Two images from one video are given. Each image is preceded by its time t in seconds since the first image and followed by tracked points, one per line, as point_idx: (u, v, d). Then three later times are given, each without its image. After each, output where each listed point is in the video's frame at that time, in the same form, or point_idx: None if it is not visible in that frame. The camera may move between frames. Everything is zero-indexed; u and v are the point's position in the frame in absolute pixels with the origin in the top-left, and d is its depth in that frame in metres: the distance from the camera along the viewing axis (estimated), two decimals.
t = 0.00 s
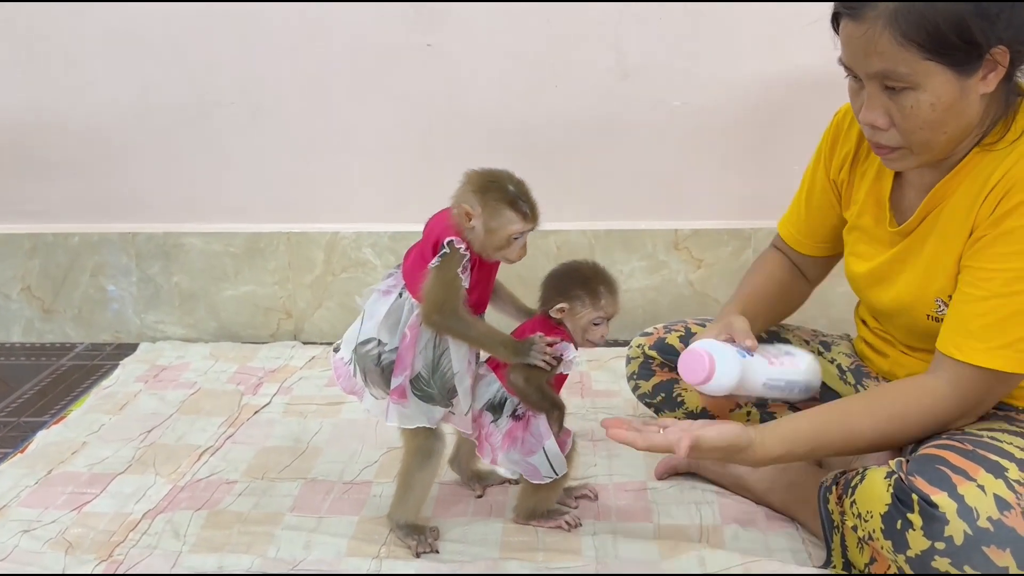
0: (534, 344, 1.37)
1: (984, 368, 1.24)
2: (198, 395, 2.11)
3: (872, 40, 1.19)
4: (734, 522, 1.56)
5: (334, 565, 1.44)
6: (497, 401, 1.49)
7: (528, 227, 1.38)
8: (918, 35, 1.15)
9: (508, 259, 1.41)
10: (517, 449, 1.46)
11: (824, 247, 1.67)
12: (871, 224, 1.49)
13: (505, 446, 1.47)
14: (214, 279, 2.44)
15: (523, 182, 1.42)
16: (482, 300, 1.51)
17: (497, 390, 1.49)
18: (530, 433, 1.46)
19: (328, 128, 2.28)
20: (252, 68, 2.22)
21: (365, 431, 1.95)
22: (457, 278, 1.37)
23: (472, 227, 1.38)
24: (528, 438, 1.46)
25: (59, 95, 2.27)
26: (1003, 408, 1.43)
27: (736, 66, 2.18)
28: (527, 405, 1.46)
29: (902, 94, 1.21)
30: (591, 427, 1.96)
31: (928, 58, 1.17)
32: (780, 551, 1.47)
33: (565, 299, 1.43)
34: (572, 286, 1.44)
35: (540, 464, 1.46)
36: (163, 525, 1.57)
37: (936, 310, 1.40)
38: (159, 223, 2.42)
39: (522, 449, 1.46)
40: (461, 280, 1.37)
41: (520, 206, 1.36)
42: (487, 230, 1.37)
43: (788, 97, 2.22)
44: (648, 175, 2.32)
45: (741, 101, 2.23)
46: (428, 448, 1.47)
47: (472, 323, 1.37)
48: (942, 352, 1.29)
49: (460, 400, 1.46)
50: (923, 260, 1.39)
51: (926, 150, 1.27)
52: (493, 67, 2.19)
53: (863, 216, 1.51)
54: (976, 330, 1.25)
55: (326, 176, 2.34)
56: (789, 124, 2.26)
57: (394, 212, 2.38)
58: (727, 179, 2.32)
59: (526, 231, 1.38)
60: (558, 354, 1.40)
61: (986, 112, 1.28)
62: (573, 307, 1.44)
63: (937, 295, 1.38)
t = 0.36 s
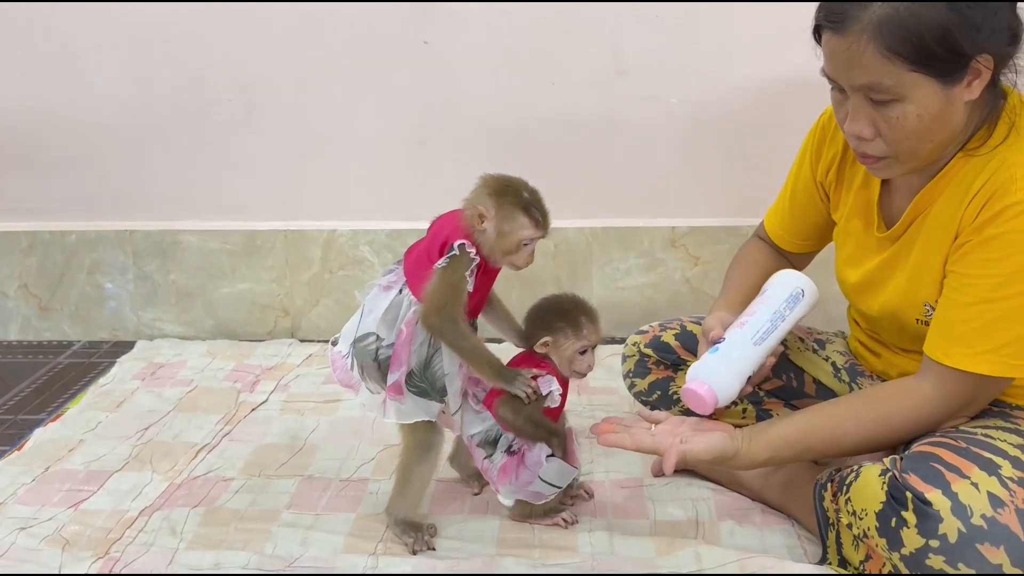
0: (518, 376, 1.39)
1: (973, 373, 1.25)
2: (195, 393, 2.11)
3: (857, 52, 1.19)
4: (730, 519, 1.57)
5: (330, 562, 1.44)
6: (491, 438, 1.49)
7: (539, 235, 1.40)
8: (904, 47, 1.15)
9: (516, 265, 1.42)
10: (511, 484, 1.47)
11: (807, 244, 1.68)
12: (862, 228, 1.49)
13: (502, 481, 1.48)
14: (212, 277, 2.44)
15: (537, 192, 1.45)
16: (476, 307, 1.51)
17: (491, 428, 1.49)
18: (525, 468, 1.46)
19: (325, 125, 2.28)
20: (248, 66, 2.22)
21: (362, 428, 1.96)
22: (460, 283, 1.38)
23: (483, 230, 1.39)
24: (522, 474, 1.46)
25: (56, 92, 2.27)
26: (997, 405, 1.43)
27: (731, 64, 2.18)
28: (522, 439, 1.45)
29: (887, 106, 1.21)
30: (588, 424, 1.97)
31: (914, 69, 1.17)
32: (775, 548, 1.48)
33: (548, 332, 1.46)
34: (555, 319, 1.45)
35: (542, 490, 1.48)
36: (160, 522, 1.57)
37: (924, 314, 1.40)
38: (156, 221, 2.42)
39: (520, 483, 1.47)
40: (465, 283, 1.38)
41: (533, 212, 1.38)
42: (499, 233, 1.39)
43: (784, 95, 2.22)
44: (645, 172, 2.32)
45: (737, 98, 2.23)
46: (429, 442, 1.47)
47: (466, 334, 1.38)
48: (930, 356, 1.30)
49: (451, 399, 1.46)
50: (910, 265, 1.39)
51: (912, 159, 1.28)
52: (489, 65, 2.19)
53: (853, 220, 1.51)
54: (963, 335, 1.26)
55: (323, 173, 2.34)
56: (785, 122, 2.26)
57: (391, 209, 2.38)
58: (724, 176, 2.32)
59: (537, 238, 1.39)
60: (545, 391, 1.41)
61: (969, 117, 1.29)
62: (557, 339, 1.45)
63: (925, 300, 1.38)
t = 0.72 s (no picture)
0: (501, 377, 1.39)
1: (972, 372, 1.26)
2: (194, 390, 2.12)
3: (839, 53, 1.19)
4: (729, 516, 1.57)
5: (330, 559, 1.45)
6: (482, 444, 1.51)
7: (527, 225, 1.41)
8: (884, 48, 1.15)
9: (507, 257, 1.43)
10: (501, 484, 1.50)
11: (806, 249, 1.67)
12: (857, 230, 1.50)
13: (493, 484, 1.51)
14: (210, 275, 2.44)
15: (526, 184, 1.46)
16: (464, 305, 1.51)
17: (482, 433, 1.51)
18: (513, 467, 1.48)
19: (323, 123, 2.28)
20: (247, 64, 2.22)
21: (361, 425, 1.96)
22: (449, 277, 1.38)
23: (472, 221, 1.41)
24: (511, 474, 1.48)
25: (55, 90, 2.27)
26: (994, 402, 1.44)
27: (729, 61, 2.19)
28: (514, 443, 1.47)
29: (871, 107, 1.22)
30: (587, 421, 1.97)
31: (896, 71, 1.17)
32: (774, 544, 1.48)
33: (531, 332, 1.45)
34: (537, 319, 1.45)
35: (534, 480, 1.49)
36: (160, 519, 1.58)
37: (921, 314, 1.40)
38: (155, 218, 2.42)
39: (510, 483, 1.49)
40: (455, 278, 1.39)
41: (521, 202, 1.39)
42: (488, 224, 1.40)
43: (782, 92, 2.22)
44: (643, 169, 2.32)
45: (735, 96, 2.23)
46: (425, 439, 1.47)
47: (450, 333, 1.38)
48: (929, 357, 1.30)
49: (445, 398, 1.47)
50: (906, 266, 1.39)
51: (897, 161, 1.28)
52: (487, 62, 2.20)
53: (847, 223, 1.51)
54: (962, 335, 1.26)
55: (321, 171, 2.34)
56: (783, 119, 2.26)
57: (391, 207, 2.38)
58: (723, 174, 2.33)
59: (524, 229, 1.40)
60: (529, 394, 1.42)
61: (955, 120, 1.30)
62: (541, 339, 1.45)
63: (921, 300, 1.39)
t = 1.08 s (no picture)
0: (495, 376, 1.40)
1: (974, 368, 1.26)
2: (194, 389, 2.12)
3: (830, 45, 1.19)
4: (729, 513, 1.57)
5: (330, 557, 1.45)
6: (477, 441, 1.53)
7: (527, 226, 1.40)
8: (875, 40, 1.15)
9: (507, 258, 1.43)
10: (495, 479, 1.50)
11: (809, 248, 1.67)
12: (855, 227, 1.49)
13: (487, 479, 1.52)
14: (210, 273, 2.44)
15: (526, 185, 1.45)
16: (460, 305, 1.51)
17: (477, 431, 1.53)
18: (505, 460, 1.48)
19: (324, 120, 2.28)
20: (247, 62, 2.22)
21: (361, 424, 1.96)
22: (446, 278, 1.39)
23: (472, 223, 1.41)
24: (504, 467, 1.48)
25: (54, 87, 2.27)
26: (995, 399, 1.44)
27: (729, 58, 2.19)
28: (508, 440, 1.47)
29: (862, 100, 1.22)
30: (587, 419, 1.97)
31: (886, 63, 1.17)
32: (774, 542, 1.48)
33: (519, 329, 1.46)
34: (525, 317, 1.45)
35: (528, 473, 1.47)
36: (160, 517, 1.58)
37: (920, 311, 1.40)
38: (155, 216, 2.42)
39: (504, 478, 1.49)
40: (453, 280, 1.39)
41: (520, 203, 1.39)
42: (488, 225, 1.40)
43: (782, 89, 2.22)
44: (643, 167, 2.32)
45: (735, 93, 2.23)
46: (426, 437, 1.47)
47: (445, 333, 1.38)
48: (930, 353, 1.31)
49: (443, 397, 1.48)
50: (904, 263, 1.39)
51: (888, 155, 1.28)
52: (487, 59, 2.20)
53: (845, 221, 1.51)
54: (962, 332, 1.27)
55: (321, 169, 2.34)
56: (783, 117, 2.26)
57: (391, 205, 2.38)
58: (722, 172, 2.32)
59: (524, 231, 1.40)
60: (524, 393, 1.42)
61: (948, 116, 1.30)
62: (528, 336, 1.45)
63: (920, 297, 1.39)
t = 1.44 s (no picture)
0: (489, 373, 1.39)
1: (967, 364, 1.26)
2: (193, 387, 2.11)
3: (816, 20, 1.21)
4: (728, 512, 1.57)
5: (330, 556, 1.45)
6: (473, 439, 1.54)
7: (499, 227, 1.35)
8: (859, 18, 1.17)
9: (483, 258, 1.40)
10: (490, 476, 1.48)
11: (805, 246, 1.66)
12: (852, 224, 1.49)
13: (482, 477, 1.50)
14: (209, 272, 2.44)
15: (518, 185, 1.40)
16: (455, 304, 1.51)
17: (474, 429, 1.54)
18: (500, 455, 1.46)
19: (323, 119, 2.28)
20: (246, 60, 2.22)
21: (361, 423, 1.95)
22: (439, 279, 1.39)
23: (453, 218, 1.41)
24: (499, 462, 1.47)
25: (54, 86, 2.27)
26: (993, 398, 1.43)
27: (729, 56, 2.19)
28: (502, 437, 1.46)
29: (843, 78, 1.23)
30: (586, 418, 1.97)
31: (869, 42, 1.18)
32: (774, 540, 1.48)
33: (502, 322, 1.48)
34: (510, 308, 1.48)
35: (522, 468, 1.46)
36: (159, 516, 1.57)
37: (917, 308, 1.40)
38: (154, 215, 2.42)
39: (498, 475, 1.48)
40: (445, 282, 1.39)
41: (494, 203, 1.35)
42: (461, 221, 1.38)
43: (782, 87, 2.22)
44: (643, 166, 2.31)
45: (735, 92, 2.23)
46: (424, 436, 1.46)
47: (440, 330, 1.38)
48: (924, 350, 1.31)
49: (441, 395, 1.47)
50: (901, 261, 1.39)
51: (868, 140, 1.29)
52: (486, 57, 2.19)
53: (844, 216, 1.51)
54: (956, 328, 1.26)
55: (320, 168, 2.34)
56: (782, 115, 2.25)
57: (390, 204, 2.37)
58: (722, 170, 2.32)
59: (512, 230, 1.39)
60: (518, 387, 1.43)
61: (934, 106, 1.29)
62: (511, 327, 1.46)
63: (917, 294, 1.39)
